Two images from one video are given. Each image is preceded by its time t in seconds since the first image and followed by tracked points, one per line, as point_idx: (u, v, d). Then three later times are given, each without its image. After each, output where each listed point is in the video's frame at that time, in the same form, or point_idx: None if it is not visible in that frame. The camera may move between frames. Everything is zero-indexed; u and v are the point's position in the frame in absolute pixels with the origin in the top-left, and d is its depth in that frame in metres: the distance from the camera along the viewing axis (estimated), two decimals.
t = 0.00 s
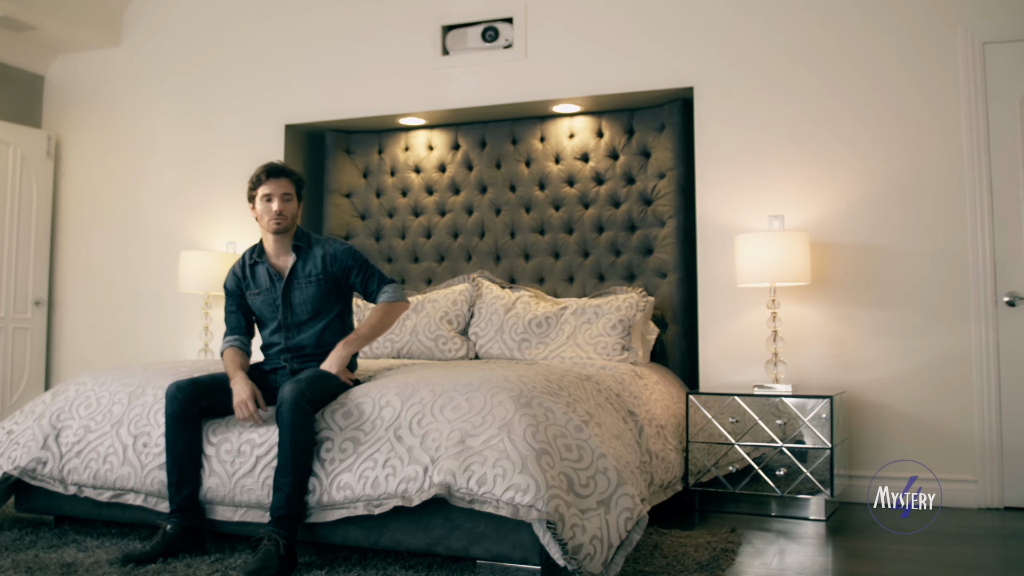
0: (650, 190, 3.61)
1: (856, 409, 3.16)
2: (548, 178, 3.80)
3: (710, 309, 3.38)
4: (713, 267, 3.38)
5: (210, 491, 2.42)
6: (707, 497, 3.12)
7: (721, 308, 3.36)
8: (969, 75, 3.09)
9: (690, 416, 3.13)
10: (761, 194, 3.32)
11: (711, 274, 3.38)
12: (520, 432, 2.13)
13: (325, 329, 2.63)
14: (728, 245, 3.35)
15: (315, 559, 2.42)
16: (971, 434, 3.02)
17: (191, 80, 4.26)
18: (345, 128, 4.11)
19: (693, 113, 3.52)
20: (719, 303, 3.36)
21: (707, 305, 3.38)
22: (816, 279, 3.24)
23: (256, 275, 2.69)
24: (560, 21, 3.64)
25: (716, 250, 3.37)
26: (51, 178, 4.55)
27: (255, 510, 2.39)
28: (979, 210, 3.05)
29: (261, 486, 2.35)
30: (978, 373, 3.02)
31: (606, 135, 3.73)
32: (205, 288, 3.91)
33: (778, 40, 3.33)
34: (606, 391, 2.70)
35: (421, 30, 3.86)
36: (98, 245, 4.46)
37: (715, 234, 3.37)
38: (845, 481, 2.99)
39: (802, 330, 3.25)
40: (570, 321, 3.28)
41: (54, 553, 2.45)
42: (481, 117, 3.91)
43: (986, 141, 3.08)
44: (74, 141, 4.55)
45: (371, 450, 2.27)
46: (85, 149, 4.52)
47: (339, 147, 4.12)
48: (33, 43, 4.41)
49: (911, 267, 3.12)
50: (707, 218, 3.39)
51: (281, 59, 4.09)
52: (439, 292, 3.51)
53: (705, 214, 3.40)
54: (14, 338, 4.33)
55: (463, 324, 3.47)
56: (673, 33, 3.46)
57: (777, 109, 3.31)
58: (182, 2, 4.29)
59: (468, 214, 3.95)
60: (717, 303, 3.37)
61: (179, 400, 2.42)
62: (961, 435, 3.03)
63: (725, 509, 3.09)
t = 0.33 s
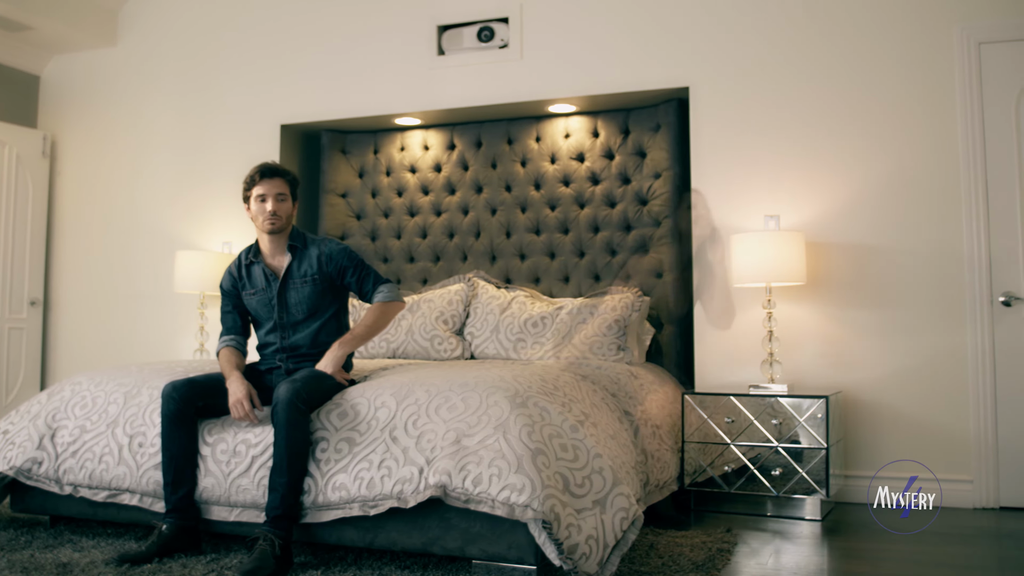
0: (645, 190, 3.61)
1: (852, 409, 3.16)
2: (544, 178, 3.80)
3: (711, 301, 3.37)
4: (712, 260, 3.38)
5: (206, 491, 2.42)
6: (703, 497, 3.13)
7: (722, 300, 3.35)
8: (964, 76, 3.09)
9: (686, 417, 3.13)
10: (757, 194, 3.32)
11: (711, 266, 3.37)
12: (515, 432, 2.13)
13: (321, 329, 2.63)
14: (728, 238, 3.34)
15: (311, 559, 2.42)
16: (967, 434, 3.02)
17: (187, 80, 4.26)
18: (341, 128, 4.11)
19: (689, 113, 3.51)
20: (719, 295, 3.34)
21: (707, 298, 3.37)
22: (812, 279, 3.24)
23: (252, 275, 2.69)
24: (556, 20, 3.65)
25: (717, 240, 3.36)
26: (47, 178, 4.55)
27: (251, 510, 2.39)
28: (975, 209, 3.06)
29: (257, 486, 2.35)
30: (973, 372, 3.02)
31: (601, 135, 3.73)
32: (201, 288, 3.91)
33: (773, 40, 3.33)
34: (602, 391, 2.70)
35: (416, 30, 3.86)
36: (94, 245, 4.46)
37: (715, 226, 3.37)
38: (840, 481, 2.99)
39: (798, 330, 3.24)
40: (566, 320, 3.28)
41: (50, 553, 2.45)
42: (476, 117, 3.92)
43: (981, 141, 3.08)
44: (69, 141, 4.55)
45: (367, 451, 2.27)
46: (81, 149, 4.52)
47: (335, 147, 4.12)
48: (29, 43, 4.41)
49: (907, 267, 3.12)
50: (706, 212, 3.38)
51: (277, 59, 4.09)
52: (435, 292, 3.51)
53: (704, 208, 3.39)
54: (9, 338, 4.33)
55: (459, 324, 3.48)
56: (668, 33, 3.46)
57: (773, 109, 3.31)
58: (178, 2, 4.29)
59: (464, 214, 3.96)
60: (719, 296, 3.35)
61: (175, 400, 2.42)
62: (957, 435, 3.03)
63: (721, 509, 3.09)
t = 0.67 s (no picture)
0: (641, 190, 3.60)
1: (848, 408, 3.16)
2: (540, 178, 3.81)
3: (717, 258, 3.34)
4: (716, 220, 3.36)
5: (202, 491, 2.41)
6: (699, 497, 3.13)
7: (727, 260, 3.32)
8: (959, 76, 3.09)
9: (682, 417, 3.14)
10: (752, 194, 3.32)
11: (716, 226, 3.35)
12: (511, 432, 2.13)
13: (316, 329, 2.63)
14: (732, 200, 3.34)
15: (307, 559, 2.42)
16: (963, 434, 3.02)
17: (183, 80, 4.26)
18: (336, 127, 4.11)
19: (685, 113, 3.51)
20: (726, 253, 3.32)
21: (712, 257, 3.35)
22: (806, 279, 3.24)
23: (248, 275, 2.69)
24: (551, 20, 3.64)
25: (722, 199, 3.36)
26: (43, 178, 4.55)
27: (246, 510, 2.39)
28: (971, 210, 3.06)
29: (253, 486, 2.35)
30: (969, 372, 3.02)
31: (597, 135, 3.73)
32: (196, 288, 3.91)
33: (768, 39, 3.33)
34: (598, 391, 2.70)
35: (412, 30, 3.86)
36: (90, 246, 4.46)
37: (721, 185, 3.36)
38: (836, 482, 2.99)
39: (793, 331, 3.25)
40: (561, 321, 3.29)
41: (46, 553, 2.45)
42: (472, 117, 3.92)
43: (977, 141, 3.08)
44: (65, 141, 4.55)
45: (362, 451, 2.27)
46: (77, 149, 4.52)
47: (330, 147, 4.12)
48: (25, 44, 4.41)
49: (902, 267, 3.12)
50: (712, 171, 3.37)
51: (273, 60, 4.09)
52: (430, 292, 3.51)
53: (710, 168, 3.39)
54: (5, 338, 4.33)
55: (454, 324, 3.48)
56: (663, 33, 3.46)
57: (769, 109, 3.31)
58: (174, 2, 4.29)
59: (459, 214, 3.96)
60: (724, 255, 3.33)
61: (171, 399, 2.42)
62: (954, 435, 3.03)
63: (717, 509, 3.09)
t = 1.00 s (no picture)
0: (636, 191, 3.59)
1: (843, 409, 3.16)
2: (535, 178, 3.80)
3: (717, 211, 3.34)
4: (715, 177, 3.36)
5: (197, 491, 2.41)
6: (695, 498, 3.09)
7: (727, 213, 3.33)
8: (955, 76, 3.09)
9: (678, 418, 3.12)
10: (748, 194, 3.32)
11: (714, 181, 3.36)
12: (506, 432, 2.13)
13: (312, 329, 2.63)
14: (732, 158, 3.35)
15: (302, 559, 2.42)
16: (959, 434, 3.02)
17: (179, 79, 4.26)
18: (332, 128, 4.11)
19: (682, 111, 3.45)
20: (726, 206, 3.32)
21: (712, 210, 3.34)
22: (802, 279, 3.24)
23: (243, 275, 2.69)
24: (547, 20, 3.64)
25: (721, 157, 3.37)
26: (38, 178, 4.55)
27: (242, 510, 2.38)
28: (966, 210, 3.06)
29: (248, 486, 2.35)
30: (965, 371, 3.02)
31: (592, 135, 3.72)
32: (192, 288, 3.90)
33: (764, 39, 3.32)
34: (593, 391, 2.70)
35: (408, 30, 3.86)
36: (87, 246, 4.46)
37: (721, 144, 3.36)
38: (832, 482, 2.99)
39: (788, 330, 3.25)
40: (557, 321, 3.28)
41: (41, 553, 2.45)
42: (467, 117, 3.92)
43: (973, 140, 3.08)
44: (61, 141, 4.55)
45: (358, 451, 2.27)
46: (73, 149, 4.52)
47: (326, 147, 4.13)
48: (20, 43, 4.41)
49: (897, 266, 3.12)
50: (713, 129, 3.36)
51: (269, 60, 4.09)
52: (426, 292, 3.51)
53: (711, 126, 3.37)
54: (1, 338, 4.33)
55: (450, 323, 3.48)
56: (658, 33, 3.46)
57: (765, 109, 3.31)
58: (170, 2, 4.29)
59: (455, 214, 3.96)
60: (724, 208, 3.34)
61: (166, 399, 2.42)
62: (950, 435, 3.03)
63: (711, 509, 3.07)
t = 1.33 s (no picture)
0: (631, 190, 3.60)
1: (839, 409, 3.16)
2: (531, 178, 3.81)
3: (717, 186, 2.66)
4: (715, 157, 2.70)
5: (193, 491, 2.41)
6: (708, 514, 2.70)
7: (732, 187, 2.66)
8: (951, 76, 3.09)
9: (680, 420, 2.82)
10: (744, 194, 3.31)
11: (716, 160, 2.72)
12: (502, 432, 2.13)
13: (308, 329, 2.63)
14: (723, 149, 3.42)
15: (298, 559, 2.42)
16: (954, 434, 3.02)
17: (175, 79, 4.25)
18: (327, 128, 4.11)
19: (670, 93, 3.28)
20: (732, 181, 2.64)
21: (715, 185, 2.65)
22: (799, 280, 3.24)
23: (238, 275, 2.68)
24: (542, 20, 3.65)
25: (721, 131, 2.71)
26: (33, 178, 4.55)
27: (237, 510, 2.38)
28: (962, 210, 3.06)
29: (243, 486, 2.35)
30: (961, 371, 3.02)
31: (588, 135, 3.73)
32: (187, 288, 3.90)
33: (758, 39, 3.32)
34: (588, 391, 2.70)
35: (403, 30, 3.87)
36: (83, 247, 4.45)
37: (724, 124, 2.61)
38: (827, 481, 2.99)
39: (784, 330, 3.25)
40: (552, 321, 3.28)
41: (36, 553, 2.45)
42: (462, 117, 3.92)
43: (968, 140, 3.08)
44: (57, 141, 4.55)
45: (353, 451, 2.26)
46: (69, 149, 4.52)
47: (321, 147, 4.12)
48: (16, 44, 4.41)
49: (893, 266, 3.12)
50: (714, 106, 2.59)
51: (265, 60, 4.09)
52: (421, 292, 3.51)
53: (712, 105, 2.59)
54: None
55: (446, 324, 3.48)
56: (653, 33, 3.46)
57: (760, 108, 3.31)
58: (165, 2, 4.29)
59: (450, 214, 3.96)
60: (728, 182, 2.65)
61: (161, 399, 2.42)
62: (945, 435, 3.03)
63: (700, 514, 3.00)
